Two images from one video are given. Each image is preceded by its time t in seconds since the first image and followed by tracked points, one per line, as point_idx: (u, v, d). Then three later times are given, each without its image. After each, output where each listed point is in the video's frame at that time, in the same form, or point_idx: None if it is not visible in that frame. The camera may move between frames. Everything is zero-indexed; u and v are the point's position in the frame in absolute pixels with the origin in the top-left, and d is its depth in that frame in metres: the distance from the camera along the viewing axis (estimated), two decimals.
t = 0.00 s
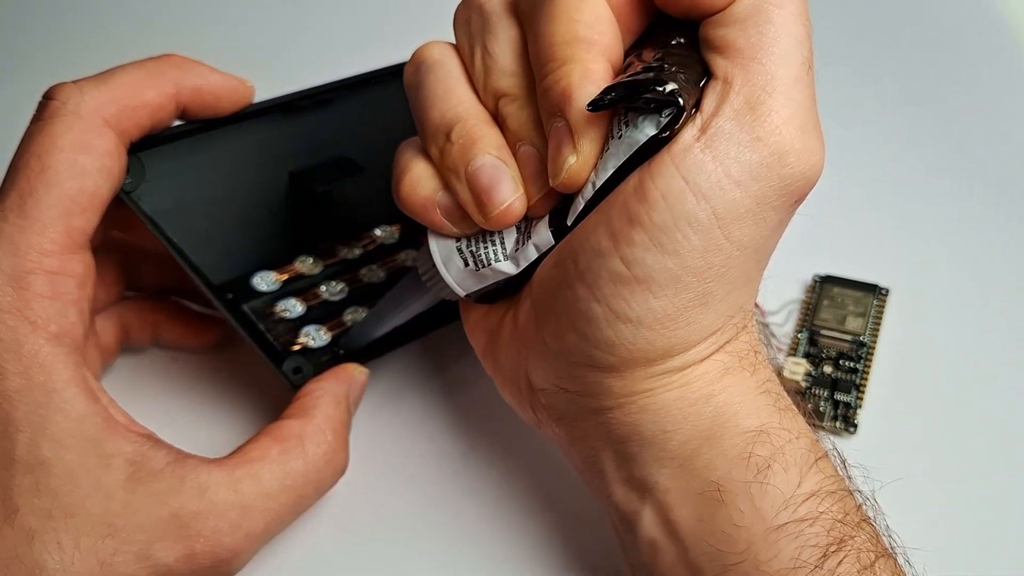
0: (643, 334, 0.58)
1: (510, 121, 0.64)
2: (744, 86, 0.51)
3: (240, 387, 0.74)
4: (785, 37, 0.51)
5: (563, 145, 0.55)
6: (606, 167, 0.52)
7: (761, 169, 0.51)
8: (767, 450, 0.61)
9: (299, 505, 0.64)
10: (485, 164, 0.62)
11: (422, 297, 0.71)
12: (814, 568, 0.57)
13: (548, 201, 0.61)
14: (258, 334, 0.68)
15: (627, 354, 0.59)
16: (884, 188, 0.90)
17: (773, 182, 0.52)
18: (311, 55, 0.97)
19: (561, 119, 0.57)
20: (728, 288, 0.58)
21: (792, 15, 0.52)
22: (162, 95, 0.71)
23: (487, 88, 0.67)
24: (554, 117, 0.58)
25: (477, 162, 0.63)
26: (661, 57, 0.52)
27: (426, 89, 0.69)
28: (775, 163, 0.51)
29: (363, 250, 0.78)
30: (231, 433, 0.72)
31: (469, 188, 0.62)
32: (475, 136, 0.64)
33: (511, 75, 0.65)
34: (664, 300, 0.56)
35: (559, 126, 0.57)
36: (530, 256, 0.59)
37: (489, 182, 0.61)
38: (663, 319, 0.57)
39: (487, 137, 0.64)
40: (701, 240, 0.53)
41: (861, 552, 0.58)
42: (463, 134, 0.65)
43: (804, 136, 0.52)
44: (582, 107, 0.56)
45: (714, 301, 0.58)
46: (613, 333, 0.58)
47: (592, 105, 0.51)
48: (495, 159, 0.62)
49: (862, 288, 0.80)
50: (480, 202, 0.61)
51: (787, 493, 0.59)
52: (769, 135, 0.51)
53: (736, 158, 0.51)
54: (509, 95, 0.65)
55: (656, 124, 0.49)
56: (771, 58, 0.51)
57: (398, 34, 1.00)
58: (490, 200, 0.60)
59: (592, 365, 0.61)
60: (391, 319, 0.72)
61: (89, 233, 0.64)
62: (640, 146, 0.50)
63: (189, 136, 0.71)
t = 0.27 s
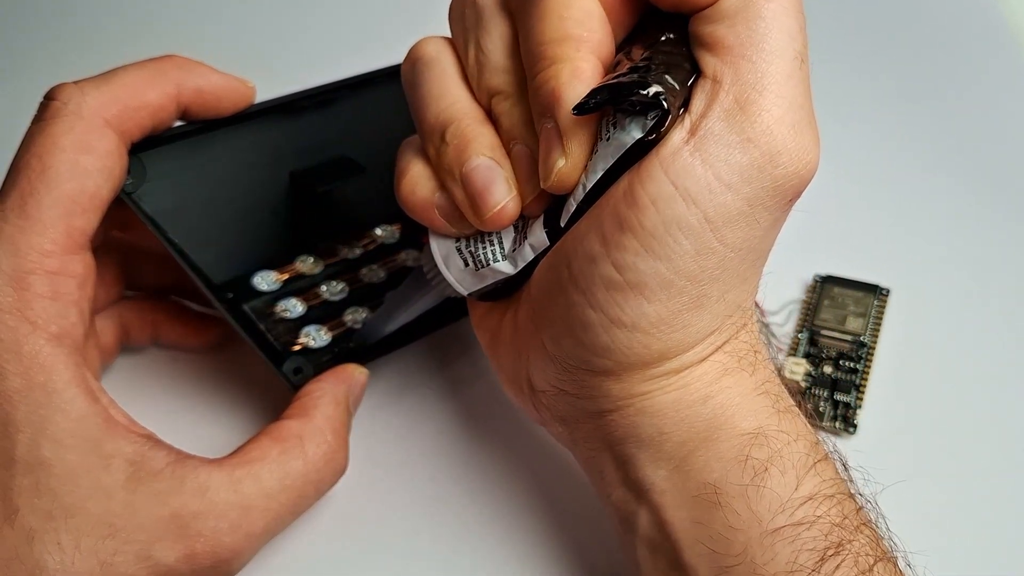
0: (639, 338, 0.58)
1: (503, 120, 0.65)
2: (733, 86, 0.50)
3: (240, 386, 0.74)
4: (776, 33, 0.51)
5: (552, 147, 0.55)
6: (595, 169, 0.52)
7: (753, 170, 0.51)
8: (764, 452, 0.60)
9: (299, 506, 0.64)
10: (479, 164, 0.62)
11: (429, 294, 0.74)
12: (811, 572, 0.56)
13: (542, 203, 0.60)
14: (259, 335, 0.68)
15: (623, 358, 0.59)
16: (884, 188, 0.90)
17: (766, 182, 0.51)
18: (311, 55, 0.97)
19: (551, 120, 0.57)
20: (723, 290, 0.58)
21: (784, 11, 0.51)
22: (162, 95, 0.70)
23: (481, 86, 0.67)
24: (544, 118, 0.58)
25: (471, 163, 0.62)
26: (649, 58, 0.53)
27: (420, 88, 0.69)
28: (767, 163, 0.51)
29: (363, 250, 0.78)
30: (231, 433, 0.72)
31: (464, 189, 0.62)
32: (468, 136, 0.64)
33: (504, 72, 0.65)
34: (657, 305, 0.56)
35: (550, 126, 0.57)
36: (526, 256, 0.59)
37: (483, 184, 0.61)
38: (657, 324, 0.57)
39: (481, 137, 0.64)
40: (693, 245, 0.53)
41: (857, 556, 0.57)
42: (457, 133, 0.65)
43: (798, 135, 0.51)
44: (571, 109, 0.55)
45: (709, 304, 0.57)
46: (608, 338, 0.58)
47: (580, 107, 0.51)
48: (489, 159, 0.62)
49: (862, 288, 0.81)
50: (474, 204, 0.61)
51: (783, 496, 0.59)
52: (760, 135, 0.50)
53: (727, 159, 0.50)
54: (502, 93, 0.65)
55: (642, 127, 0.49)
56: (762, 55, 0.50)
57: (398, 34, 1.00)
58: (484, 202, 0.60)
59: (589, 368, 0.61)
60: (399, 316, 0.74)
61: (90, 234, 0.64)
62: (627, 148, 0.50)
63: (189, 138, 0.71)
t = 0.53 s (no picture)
0: (634, 356, 0.58)
1: (490, 126, 0.64)
2: (720, 102, 0.48)
3: (240, 386, 0.74)
4: (767, 43, 0.48)
5: (536, 164, 0.54)
6: (580, 188, 0.52)
7: (744, 189, 0.48)
8: (762, 463, 0.61)
9: (299, 506, 0.64)
10: (466, 175, 0.62)
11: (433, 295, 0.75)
12: None
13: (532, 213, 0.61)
14: (259, 335, 0.69)
15: (622, 374, 0.59)
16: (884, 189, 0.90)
17: (758, 198, 0.49)
18: (311, 55, 0.97)
19: (534, 134, 0.56)
20: (722, 299, 0.56)
21: (773, 17, 0.49)
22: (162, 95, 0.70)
23: (468, 89, 0.66)
24: (527, 130, 0.57)
25: (457, 174, 0.62)
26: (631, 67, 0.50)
27: (410, 93, 0.69)
28: (759, 180, 0.48)
29: (364, 250, 0.78)
30: (231, 433, 0.72)
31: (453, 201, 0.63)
32: (454, 145, 0.64)
33: (489, 80, 0.64)
34: (651, 326, 0.56)
35: (532, 141, 0.56)
36: (519, 266, 0.60)
37: (470, 197, 0.61)
38: (651, 342, 0.57)
39: (466, 147, 0.64)
40: (683, 266, 0.52)
41: (858, 568, 0.58)
42: (443, 142, 0.65)
43: (790, 150, 0.48)
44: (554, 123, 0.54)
45: (703, 322, 0.56)
46: (605, 357, 0.58)
47: (557, 126, 0.49)
48: (476, 171, 0.62)
49: (863, 288, 0.81)
50: (463, 217, 0.61)
51: (782, 507, 0.60)
52: (750, 154, 0.48)
53: (716, 180, 0.48)
54: (487, 99, 0.64)
55: (624, 148, 0.48)
56: (751, 67, 0.48)
57: (398, 34, 1.00)
58: (472, 216, 0.60)
59: (589, 383, 0.62)
60: (407, 313, 0.74)
61: (90, 234, 0.64)
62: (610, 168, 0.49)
63: (189, 138, 0.71)
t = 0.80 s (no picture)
0: (699, 331, 0.58)
1: (554, 93, 0.62)
2: (820, 88, 0.49)
3: (241, 386, 0.74)
4: (862, 37, 0.50)
5: (610, 129, 0.54)
6: (654, 155, 0.51)
7: (833, 174, 0.50)
8: (805, 451, 0.61)
9: (299, 506, 0.63)
10: (525, 140, 0.61)
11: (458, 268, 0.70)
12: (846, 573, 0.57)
13: (590, 181, 0.59)
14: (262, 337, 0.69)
15: (680, 351, 0.59)
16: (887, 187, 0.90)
17: (843, 184, 0.50)
18: (311, 55, 0.97)
19: (610, 101, 0.55)
20: (786, 286, 0.58)
21: (871, 15, 0.51)
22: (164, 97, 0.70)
23: (534, 54, 0.64)
24: (603, 95, 0.56)
25: (518, 138, 0.61)
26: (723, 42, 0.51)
27: (473, 58, 0.67)
28: (846, 170, 0.50)
29: (368, 250, 0.79)
30: (232, 434, 0.71)
31: (510, 164, 0.61)
32: (519, 108, 0.62)
33: (561, 46, 0.62)
34: (719, 301, 0.56)
35: (608, 107, 0.55)
36: (570, 237, 0.58)
37: (529, 161, 0.59)
38: (716, 320, 0.57)
39: (530, 112, 0.62)
40: (766, 245, 0.53)
41: (894, 560, 0.58)
42: (506, 105, 0.63)
43: (878, 141, 0.50)
44: (634, 93, 0.54)
45: (770, 304, 0.57)
46: (668, 330, 0.58)
47: (647, 90, 0.50)
48: (537, 135, 0.61)
49: (869, 292, 0.80)
50: (518, 180, 0.59)
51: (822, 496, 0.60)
52: (846, 142, 0.49)
53: (811, 160, 0.49)
54: (556, 65, 0.62)
55: (710, 116, 0.48)
56: (850, 58, 0.50)
57: (398, 34, 1.00)
58: (528, 180, 0.59)
59: (643, 360, 0.61)
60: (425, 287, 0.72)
61: (91, 234, 0.64)
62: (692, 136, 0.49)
63: (195, 137, 0.70)
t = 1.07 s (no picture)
0: (689, 337, 0.59)
1: (532, 106, 0.62)
2: (797, 93, 0.50)
3: (241, 387, 0.74)
4: (838, 39, 0.51)
5: (589, 139, 0.54)
6: (635, 163, 0.52)
7: (817, 176, 0.51)
8: (797, 455, 0.61)
9: (299, 505, 0.63)
10: (505, 153, 0.61)
11: (444, 284, 0.70)
12: None
13: (571, 191, 0.59)
14: (263, 337, 0.69)
15: (674, 358, 0.60)
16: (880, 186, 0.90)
17: (831, 184, 0.52)
18: (312, 55, 0.97)
19: (588, 110, 0.55)
20: (774, 291, 0.59)
21: (846, 14, 0.51)
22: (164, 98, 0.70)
23: (509, 67, 0.64)
24: (579, 107, 0.56)
25: (496, 152, 0.61)
26: (698, 50, 0.51)
27: (448, 70, 0.67)
28: (830, 172, 0.51)
29: (369, 250, 0.78)
30: (233, 435, 0.71)
31: (489, 179, 0.61)
32: (495, 123, 0.63)
33: (536, 58, 0.62)
34: (709, 307, 0.57)
35: (586, 117, 0.55)
36: (553, 249, 0.58)
37: (510, 175, 0.60)
38: (706, 325, 0.58)
39: (506, 125, 0.62)
40: (754, 249, 0.54)
41: (885, 564, 0.57)
42: (481, 120, 0.63)
43: (858, 144, 0.51)
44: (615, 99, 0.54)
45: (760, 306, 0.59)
46: (660, 337, 0.59)
47: (625, 99, 0.50)
48: (515, 148, 0.61)
49: (869, 293, 0.80)
50: (499, 194, 0.60)
51: (813, 500, 0.60)
52: (825, 143, 0.50)
53: (794, 163, 0.51)
54: (532, 77, 0.62)
55: (689, 123, 0.48)
56: (827, 61, 0.51)
57: (399, 34, 1.00)
58: (510, 193, 0.59)
59: (639, 368, 0.62)
60: (412, 305, 0.71)
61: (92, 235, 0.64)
62: (672, 143, 0.49)
63: (195, 138, 0.71)
